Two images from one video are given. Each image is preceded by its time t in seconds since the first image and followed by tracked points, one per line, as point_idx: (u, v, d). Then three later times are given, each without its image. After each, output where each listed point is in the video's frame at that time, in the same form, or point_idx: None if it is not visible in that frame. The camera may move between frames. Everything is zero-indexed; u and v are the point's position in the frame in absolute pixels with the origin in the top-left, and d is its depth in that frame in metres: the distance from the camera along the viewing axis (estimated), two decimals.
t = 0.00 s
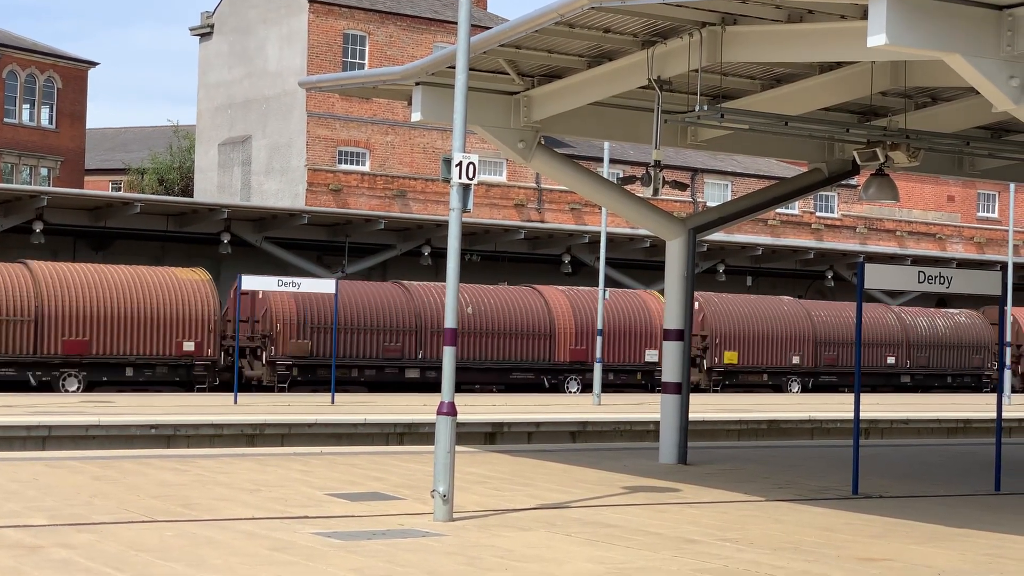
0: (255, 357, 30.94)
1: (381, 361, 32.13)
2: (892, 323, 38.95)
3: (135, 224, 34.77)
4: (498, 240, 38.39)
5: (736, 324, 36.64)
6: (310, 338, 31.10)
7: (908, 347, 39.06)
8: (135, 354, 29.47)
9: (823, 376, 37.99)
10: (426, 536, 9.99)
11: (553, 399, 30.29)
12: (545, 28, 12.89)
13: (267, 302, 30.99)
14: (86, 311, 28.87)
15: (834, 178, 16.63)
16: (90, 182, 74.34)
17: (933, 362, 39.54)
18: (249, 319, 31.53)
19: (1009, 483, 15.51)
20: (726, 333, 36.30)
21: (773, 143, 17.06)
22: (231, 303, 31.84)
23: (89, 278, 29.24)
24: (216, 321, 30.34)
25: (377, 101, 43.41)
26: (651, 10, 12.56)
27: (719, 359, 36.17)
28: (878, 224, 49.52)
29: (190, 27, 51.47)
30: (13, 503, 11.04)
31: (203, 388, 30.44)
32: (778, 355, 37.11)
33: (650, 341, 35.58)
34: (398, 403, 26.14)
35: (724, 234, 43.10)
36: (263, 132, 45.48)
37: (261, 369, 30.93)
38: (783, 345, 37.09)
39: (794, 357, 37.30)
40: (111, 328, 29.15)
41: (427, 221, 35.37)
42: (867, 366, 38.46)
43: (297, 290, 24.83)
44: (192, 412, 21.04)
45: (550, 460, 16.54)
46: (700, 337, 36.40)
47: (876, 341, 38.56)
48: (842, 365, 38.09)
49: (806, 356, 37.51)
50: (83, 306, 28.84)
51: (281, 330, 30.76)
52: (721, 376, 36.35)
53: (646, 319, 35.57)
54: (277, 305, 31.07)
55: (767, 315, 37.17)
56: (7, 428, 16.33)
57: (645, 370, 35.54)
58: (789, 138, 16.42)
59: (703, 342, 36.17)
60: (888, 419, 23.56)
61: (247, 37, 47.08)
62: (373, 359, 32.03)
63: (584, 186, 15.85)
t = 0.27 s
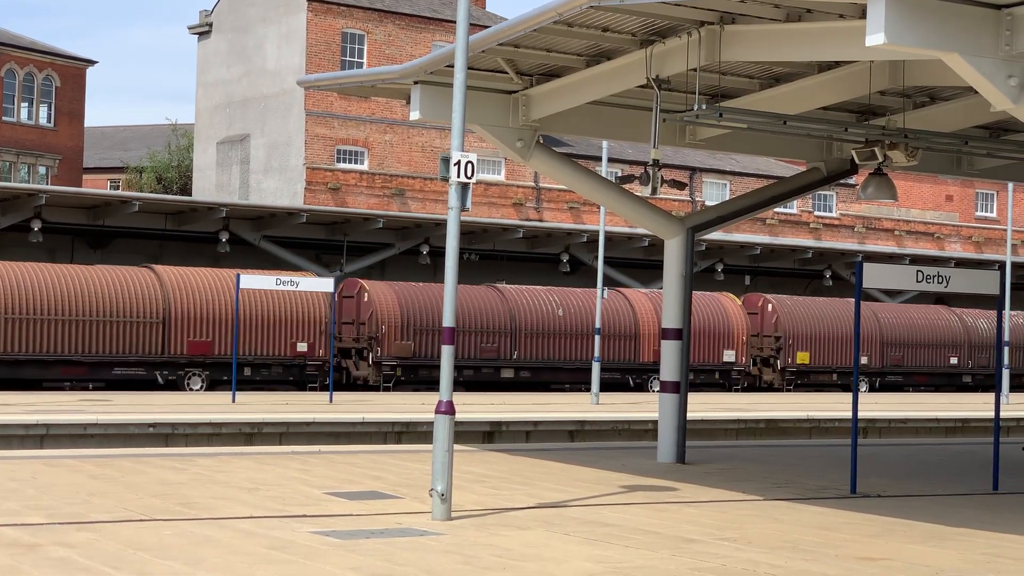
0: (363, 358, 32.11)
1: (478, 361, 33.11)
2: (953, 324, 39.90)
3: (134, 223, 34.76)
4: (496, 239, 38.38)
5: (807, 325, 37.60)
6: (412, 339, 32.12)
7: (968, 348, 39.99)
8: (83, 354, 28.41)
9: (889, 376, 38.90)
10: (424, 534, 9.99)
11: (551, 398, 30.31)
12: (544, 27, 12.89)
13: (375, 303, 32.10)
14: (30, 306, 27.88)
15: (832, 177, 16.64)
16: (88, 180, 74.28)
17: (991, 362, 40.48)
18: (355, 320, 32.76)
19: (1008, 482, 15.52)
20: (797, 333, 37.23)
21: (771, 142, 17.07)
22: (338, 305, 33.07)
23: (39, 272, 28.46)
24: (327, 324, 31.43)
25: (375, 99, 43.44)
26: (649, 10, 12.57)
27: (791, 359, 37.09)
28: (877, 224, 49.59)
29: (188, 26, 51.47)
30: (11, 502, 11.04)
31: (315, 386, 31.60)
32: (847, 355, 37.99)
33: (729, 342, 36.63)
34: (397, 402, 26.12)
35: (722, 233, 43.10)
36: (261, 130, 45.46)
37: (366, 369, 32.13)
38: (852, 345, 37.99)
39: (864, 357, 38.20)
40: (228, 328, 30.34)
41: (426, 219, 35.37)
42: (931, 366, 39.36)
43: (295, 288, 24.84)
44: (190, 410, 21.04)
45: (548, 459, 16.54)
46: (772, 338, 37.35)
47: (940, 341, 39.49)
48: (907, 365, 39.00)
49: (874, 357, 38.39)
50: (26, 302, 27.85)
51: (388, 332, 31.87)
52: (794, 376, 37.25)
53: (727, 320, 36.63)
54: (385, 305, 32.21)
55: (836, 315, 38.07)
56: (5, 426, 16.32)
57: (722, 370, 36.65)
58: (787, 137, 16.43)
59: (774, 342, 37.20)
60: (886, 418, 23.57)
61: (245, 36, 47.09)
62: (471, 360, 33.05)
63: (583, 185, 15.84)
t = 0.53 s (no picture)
0: (461, 359, 33.07)
1: (569, 363, 34.21)
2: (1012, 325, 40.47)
3: (132, 222, 34.74)
4: (495, 238, 38.37)
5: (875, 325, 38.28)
6: (508, 340, 33.18)
7: None
8: (127, 353, 28.70)
9: (952, 376, 39.50)
10: (423, 533, 9.99)
11: (550, 397, 30.34)
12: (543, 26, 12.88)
13: (472, 308, 32.86)
14: (76, 306, 28.12)
15: (831, 176, 16.62)
16: (87, 179, 74.24)
17: None
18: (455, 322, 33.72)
19: (1006, 481, 15.56)
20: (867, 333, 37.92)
21: (771, 142, 17.05)
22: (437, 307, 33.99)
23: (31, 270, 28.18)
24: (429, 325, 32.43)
25: (374, 98, 43.41)
26: (649, 9, 12.56)
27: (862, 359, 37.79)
28: (876, 223, 49.68)
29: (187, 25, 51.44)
30: (10, 500, 11.03)
31: (419, 385, 32.71)
32: (915, 354, 38.53)
33: (803, 343, 37.55)
34: (395, 401, 26.11)
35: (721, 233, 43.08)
36: (260, 129, 45.43)
37: (465, 370, 33.16)
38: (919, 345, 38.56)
39: (928, 358, 38.76)
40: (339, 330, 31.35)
41: (425, 218, 35.35)
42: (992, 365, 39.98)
43: (293, 287, 24.81)
44: (190, 409, 21.05)
45: (547, 458, 16.53)
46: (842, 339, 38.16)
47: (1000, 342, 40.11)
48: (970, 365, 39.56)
49: (940, 357, 38.95)
50: (73, 302, 28.08)
51: (485, 334, 32.79)
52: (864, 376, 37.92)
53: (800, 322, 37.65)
54: (482, 309, 32.99)
55: (903, 316, 38.70)
56: (4, 425, 16.32)
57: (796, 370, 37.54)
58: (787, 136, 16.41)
59: (845, 343, 38.18)
60: (885, 417, 23.57)
61: (244, 34, 47.07)
62: (563, 361, 34.12)
63: (582, 184, 15.84)
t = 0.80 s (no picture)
0: (552, 360, 34.84)
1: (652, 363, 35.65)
2: None
3: (132, 220, 34.72)
4: (494, 237, 38.36)
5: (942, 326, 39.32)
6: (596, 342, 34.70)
7: None
8: (245, 354, 29.86)
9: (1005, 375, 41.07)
10: (422, 532, 9.99)
11: (549, 396, 30.35)
12: (542, 25, 12.89)
13: (562, 310, 34.65)
14: (199, 309, 29.40)
15: (831, 175, 16.62)
16: (87, 177, 74.25)
17: None
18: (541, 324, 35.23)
19: (1006, 480, 15.58)
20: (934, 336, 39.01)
21: (770, 141, 17.05)
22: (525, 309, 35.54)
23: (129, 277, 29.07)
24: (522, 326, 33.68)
25: (373, 97, 43.39)
26: (649, 8, 12.56)
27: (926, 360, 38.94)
28: (875, 223, 49.83)
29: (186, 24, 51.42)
30: (9, 499, 11.04)
31: (514, 385, 33.94)
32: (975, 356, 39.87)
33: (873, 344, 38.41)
34: (395, 400, 26.06)
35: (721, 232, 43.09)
36: (259, 128, 45.44)
37: (556, 370, 34.91)
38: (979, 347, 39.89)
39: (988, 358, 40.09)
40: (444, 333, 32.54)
41: (424, 217, 35.34)
42: None
43: (293, 285, 24.82)
44: (190, 408, 21.07)
45: (546, 457, 16.54)
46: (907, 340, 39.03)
47: None
48: None
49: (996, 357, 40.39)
50: (198, 306, 29.37)
51: (574, 337, 34.48)
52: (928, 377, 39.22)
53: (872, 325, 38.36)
54: (571, 312, 34.78)
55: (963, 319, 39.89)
56: (3, 423, 16.33)
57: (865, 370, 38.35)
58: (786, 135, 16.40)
59: (910, 344, 38.84)
60: (884, 416, 23.59)
61: (244, 33, 47.04)
62: (646, 361, 35.57)
63: (582, 183, 15.84)
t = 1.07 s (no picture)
0: (635, 360, 35.60)
1: (730, 363, 36.61)
2: None
3: (131, 219, 34.71)
4: (494, 236, 38.35)
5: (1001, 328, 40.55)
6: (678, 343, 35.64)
7: None
8: (355, 354, 31.21)
9: None
10: (421, 531, 9.99)
11: (549, 394, 30.37)
12: (542, 24, 12.89)
13: (645, 312, 35.42)
14: (314, 313, 30.67)
15: (831, 174, 16.62)
16: (86, 176, 74.23)
17: None
18: (623, 327, 36.04)
19: (1005, 480, 15.58)
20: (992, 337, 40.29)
21: (770, 140, 17.04)
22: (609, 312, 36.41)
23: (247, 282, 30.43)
24: (608, 326, 34.19)
25: (372, 96, 43.36)
26: (649, 7, 12.56)
27: (986, 361, 40.23)
28: (874, 222, 49.84)
29: (186, 23, 51.40)
30: (8, 498, 11.04)
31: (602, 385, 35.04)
32: None
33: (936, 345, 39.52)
34: (394, 399, 26.02)
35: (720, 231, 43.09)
36: (259, 127, 45.42)
37: (640, 370, 35.60)
38: None
39: None
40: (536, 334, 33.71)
41: (423, 216, 35.34)
42: None
43: (292, 285, 24.82)
44: (190, 407, 21.06)
45: (546, 456, 16.54)
46: (969, 341, 40.06)
47: None
48: None
49: None
50: (312, 309, 30.64)
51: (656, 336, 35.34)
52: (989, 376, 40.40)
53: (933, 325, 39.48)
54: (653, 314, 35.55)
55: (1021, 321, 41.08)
56: (2, 422, 16.33)
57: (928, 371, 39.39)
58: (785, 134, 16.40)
59: (972, 344, 39.97)
60: (883, 415, 23.60)
61: (243, 32, 47.02)
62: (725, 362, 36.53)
63: (581, 183, 15.85)
